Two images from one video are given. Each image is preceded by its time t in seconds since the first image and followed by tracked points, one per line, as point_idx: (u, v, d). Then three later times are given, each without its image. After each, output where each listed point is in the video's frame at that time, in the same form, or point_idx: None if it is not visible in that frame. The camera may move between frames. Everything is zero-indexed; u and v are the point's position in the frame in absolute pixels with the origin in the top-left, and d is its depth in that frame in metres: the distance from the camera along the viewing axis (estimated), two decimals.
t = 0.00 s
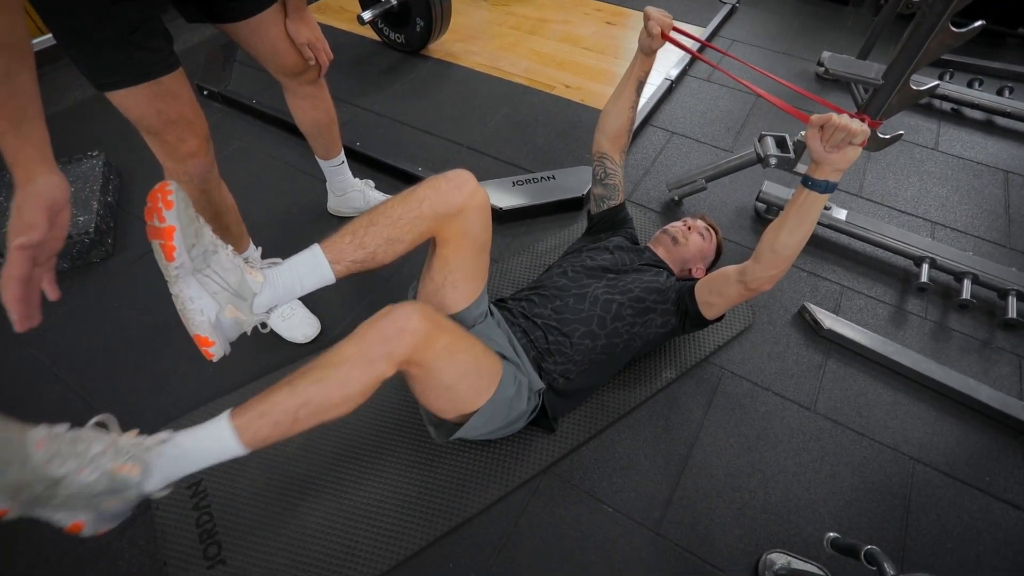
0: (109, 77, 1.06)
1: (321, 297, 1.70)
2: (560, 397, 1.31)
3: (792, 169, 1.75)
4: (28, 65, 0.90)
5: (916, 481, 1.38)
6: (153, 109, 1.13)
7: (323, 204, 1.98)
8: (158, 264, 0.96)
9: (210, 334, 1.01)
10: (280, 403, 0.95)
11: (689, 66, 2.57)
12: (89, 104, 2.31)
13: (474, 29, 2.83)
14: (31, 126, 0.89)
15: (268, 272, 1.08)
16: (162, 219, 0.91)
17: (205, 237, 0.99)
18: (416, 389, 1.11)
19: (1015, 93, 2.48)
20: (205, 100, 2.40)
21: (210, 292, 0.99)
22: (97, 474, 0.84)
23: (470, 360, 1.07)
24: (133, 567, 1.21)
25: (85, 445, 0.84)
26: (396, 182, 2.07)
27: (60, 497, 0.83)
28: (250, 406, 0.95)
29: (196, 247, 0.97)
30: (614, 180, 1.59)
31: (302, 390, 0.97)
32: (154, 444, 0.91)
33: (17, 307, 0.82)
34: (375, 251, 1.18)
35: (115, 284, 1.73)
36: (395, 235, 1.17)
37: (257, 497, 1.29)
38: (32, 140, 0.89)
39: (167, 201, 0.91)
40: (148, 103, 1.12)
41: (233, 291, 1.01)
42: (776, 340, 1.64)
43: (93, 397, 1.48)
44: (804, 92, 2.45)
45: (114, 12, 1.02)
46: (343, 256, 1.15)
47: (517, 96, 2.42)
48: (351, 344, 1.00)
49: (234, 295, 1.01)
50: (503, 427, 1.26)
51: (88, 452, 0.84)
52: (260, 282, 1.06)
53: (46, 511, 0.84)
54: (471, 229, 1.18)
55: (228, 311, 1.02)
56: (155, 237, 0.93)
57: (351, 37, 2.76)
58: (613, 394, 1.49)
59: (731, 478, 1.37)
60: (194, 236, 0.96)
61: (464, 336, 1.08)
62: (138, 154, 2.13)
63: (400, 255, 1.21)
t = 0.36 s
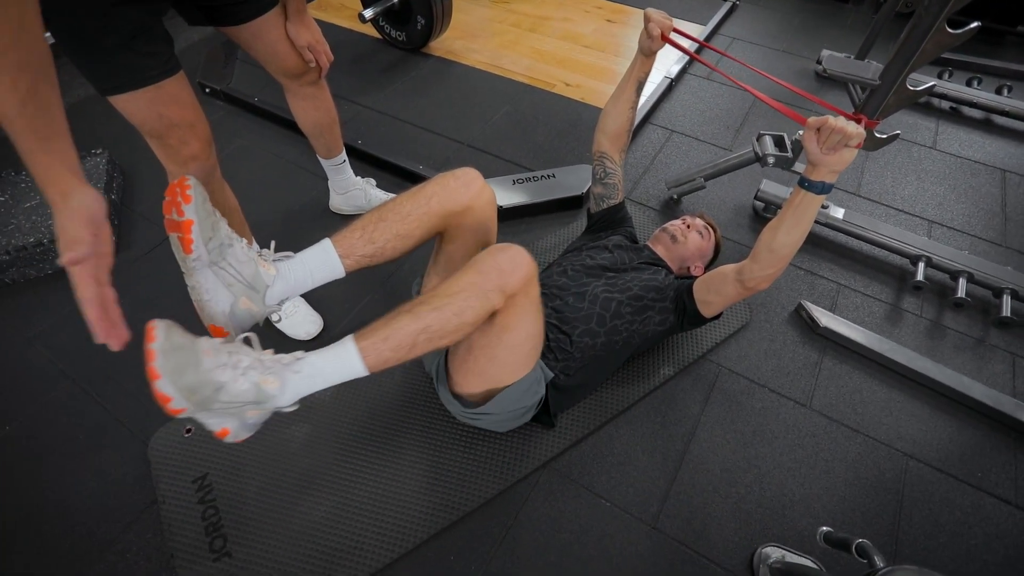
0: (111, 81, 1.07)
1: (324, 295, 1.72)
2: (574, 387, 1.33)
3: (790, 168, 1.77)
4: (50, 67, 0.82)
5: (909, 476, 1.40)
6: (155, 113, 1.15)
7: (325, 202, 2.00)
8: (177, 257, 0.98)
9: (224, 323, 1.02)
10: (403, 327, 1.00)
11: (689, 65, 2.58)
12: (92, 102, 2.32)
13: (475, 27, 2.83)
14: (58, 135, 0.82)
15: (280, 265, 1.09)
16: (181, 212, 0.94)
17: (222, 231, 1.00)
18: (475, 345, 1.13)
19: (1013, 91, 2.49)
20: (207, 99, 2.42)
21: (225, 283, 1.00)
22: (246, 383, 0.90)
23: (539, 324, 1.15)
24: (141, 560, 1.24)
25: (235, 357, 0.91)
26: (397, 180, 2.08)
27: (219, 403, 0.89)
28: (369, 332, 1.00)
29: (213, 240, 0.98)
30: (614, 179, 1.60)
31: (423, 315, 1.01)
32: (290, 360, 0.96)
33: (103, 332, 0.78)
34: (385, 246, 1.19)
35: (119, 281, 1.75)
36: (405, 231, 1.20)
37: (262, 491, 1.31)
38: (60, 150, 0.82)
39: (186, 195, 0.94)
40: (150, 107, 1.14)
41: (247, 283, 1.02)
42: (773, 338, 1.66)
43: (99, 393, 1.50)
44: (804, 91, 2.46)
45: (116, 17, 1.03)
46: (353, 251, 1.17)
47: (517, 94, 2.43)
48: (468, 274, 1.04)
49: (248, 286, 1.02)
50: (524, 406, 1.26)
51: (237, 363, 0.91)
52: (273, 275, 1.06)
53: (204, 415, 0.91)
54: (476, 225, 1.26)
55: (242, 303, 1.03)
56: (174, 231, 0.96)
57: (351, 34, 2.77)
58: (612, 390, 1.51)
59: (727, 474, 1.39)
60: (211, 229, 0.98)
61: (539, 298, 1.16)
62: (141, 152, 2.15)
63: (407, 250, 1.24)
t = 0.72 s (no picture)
0: (119, 87, 1.09)
1: (328, 296, 1.74)
2: (577, 387, 1.34)
3: (789, 170, 1.78)
4: (86, 73, 0.83)
5: (907, 475, 1.42)
6: (163, 118, 1.16)
7: (328, 203, 2.01)
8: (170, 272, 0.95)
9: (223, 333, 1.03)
10: (431, 322, 1.05)
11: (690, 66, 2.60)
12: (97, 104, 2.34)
13: (477, 28, 2.85)
14: (106, 140, 0.83)
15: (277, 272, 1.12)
16: (175, 227, 0.92)
17: (216, 243, 1.00)
18: (493, 342, 1.15)
19: (1012, 93, 2.50)
20: (210, 100, 2.43)
21: (223, 294, 1.01)
22: (281, 369, 0.96)
23: (555, 325, 1.18)
24: (149, 557, 1.26)
25: (272, 343, 0.96)
26: (400, 181, 2.10)
27: (254, 389, 0.94)
28: (396, 326, 1.05)
29: (208, 252, 0.97)
30: (615, 182, 1.62)
31: (453, 311, 1.05)
32: (321, 348, 1.02)
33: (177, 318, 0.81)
34: (379, 252, 1.21)
35: (125, 282, 1.77)
36: (398, 238, 1.21)
37: (268, 488, 1.33)
38: (109, 153, 0.83)
39: (179, 210, 0.93)
40: (159, 113, 1.15)
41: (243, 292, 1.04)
42: (772, 338, 1.68)
43: (107, 393, 1.52)
44: (804, 93, 2.47)
45: (123, 24, 1.05)
46: (349, 257, 1.18)
47: (519, 96, 2.45)
48: (497, 273, 1.08)
49: (244, 295, 1.05)
50: (533, 404, 1.28)
51: (273, 351, 0.95)
52: (269, 283, 1.09)
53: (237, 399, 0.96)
54: (472, 228, 1.26)
55: (240, 310, 1.05)
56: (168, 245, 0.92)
57: (354, 36, 2.79)
58: (613, 389, 1.53)
59: (727, 473, 1.41)
60: (205, 242, 0.97)
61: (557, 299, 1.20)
62: (146, 154, 2.17)
63: (402, 257, 1.25)
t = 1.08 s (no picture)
0: (123, 89, 1.10)
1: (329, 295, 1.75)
2: (577, 385, 1.35)
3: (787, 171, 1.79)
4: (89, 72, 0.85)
5: (903, 473, 1.43)
6: (168, 120, 1.18)
7: (330, 204, 2.03)
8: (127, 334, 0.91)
9: (188, 382, 0.92)
10: (430, 316, 1.03)
11: (689, 68, 2.61)
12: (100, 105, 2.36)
13: (478, 30, 2.87)
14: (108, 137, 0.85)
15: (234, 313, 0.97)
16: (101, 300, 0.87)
17: (157, 302, 0.92)
18: (491, 339, 1.16)
19: (1010, 94, 2.52)
20: (212, 101, 2.45)
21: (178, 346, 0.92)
22: (281, 360, 0.93)
23: (554, 322, 1.19)
24: (153, 554, 1.27)
25: (271, 334, 0.94)
26: (401, 182, 2.11)
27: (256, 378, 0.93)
28: (396, 319, 1.03)
29: (146, 313, 0.90)
30: (615, 182, 1.64)
31: (452, 306, 1.05)
32: (322, 340, 0.98)
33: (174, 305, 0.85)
34: (331, 286, 1.15)
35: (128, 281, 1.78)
36: (348, 270, 1.16)
37: (271, 486, 1.34)
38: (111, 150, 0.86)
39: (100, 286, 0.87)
40: (163, 114, 1.17)
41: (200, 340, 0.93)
42: (771, 337, 1.69)
43: (111, 391, 1.53)
44: (802, 94, 2.49)
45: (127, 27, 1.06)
46: (301, 291, 1.14)
47: (519, 97, 2.46)
48: (495, 269, 1.09)
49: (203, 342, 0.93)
50: (530, 401, 1.29)
51: (274, 341, 0.93)
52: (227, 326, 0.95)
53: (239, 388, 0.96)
54: (429, 250, 1.22)
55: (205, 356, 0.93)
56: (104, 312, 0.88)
57: (355, 38, 2.80)
58: (613, 388, 1.54)
59: (726, 471, 1.42)
60: (140, 304, 0.90)
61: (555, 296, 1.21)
62: (149, 155, 2.18)
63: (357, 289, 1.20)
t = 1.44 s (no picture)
0: (125, 90, 1.11)
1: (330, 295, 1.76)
2: (576, 385, 1.36)
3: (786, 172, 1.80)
4: (98, 70, 0.88)
5: (902, 473, 1.43)
6: (169, 120, 1.19)
7: (330, 205, 2.04)
8: None
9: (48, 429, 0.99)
10: (431, 315, 1.03)
11: (688, 69, 2.62)
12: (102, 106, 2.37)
13: (477, 32, 2.88)
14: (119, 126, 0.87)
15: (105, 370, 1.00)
16: None
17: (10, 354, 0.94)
18: (491, 341, 1.17)
19: (1007, 96, 2.53)
20: (214, 103, 2.46)
21: (35, 397, 0.96)
22: (280, 356, 0.93)
23: (554, 325, 1.20)
24: (154, 554, 1.27)
25: (271, 330, 0.93)
26: (401, 183, 2.12)
27: (255, 374, 0.91)
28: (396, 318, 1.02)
29: None
30: (614, 183, 1.65)
31: (454, 306, 1.05)
32: (322, 336, 0.98)
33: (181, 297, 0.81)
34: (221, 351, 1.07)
35: (130, 282, 1.79)
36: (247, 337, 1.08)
37: (271, 486, 1.35)
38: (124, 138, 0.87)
39: None
40: (165, 114, 1.18)
41: (56, 394, 0.96)
42: (769, 337, 1.70)
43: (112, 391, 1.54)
44: (801, 96, 2.50)
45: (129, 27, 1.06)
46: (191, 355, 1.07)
47: (519, 98, 2.47)
48: (497, 271, 1.10)
49: (61, 397, 0.97)
50: (529, 403, 1.30)
51: (275, 336, 0.93)
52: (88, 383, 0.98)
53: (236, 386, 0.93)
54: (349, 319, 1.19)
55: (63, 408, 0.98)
56: None
57: (356, 40, 2.82)
58: (612, 388, 1.55)
59: (725, 470, 1.42)
60: None
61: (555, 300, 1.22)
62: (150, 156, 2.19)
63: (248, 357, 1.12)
